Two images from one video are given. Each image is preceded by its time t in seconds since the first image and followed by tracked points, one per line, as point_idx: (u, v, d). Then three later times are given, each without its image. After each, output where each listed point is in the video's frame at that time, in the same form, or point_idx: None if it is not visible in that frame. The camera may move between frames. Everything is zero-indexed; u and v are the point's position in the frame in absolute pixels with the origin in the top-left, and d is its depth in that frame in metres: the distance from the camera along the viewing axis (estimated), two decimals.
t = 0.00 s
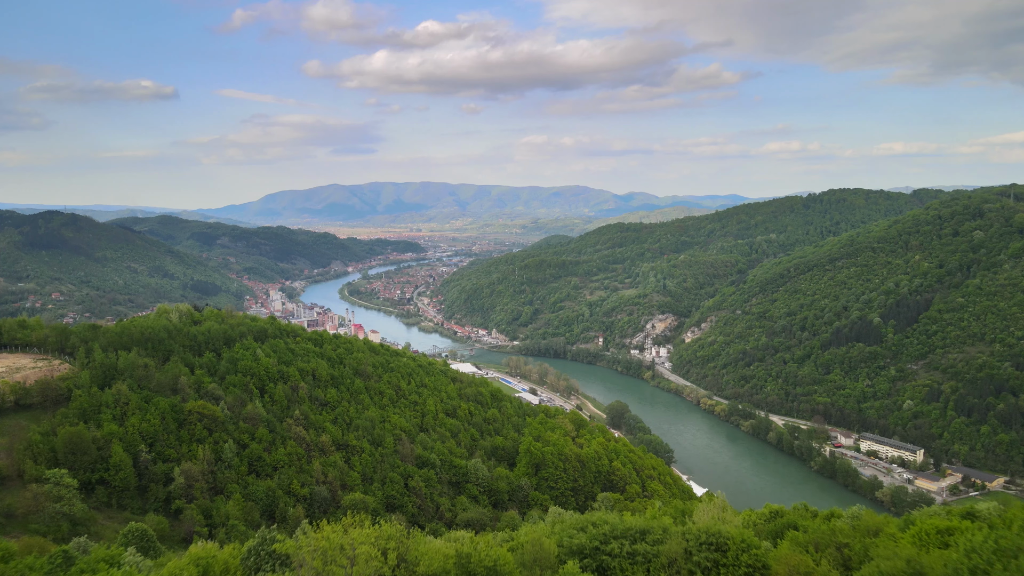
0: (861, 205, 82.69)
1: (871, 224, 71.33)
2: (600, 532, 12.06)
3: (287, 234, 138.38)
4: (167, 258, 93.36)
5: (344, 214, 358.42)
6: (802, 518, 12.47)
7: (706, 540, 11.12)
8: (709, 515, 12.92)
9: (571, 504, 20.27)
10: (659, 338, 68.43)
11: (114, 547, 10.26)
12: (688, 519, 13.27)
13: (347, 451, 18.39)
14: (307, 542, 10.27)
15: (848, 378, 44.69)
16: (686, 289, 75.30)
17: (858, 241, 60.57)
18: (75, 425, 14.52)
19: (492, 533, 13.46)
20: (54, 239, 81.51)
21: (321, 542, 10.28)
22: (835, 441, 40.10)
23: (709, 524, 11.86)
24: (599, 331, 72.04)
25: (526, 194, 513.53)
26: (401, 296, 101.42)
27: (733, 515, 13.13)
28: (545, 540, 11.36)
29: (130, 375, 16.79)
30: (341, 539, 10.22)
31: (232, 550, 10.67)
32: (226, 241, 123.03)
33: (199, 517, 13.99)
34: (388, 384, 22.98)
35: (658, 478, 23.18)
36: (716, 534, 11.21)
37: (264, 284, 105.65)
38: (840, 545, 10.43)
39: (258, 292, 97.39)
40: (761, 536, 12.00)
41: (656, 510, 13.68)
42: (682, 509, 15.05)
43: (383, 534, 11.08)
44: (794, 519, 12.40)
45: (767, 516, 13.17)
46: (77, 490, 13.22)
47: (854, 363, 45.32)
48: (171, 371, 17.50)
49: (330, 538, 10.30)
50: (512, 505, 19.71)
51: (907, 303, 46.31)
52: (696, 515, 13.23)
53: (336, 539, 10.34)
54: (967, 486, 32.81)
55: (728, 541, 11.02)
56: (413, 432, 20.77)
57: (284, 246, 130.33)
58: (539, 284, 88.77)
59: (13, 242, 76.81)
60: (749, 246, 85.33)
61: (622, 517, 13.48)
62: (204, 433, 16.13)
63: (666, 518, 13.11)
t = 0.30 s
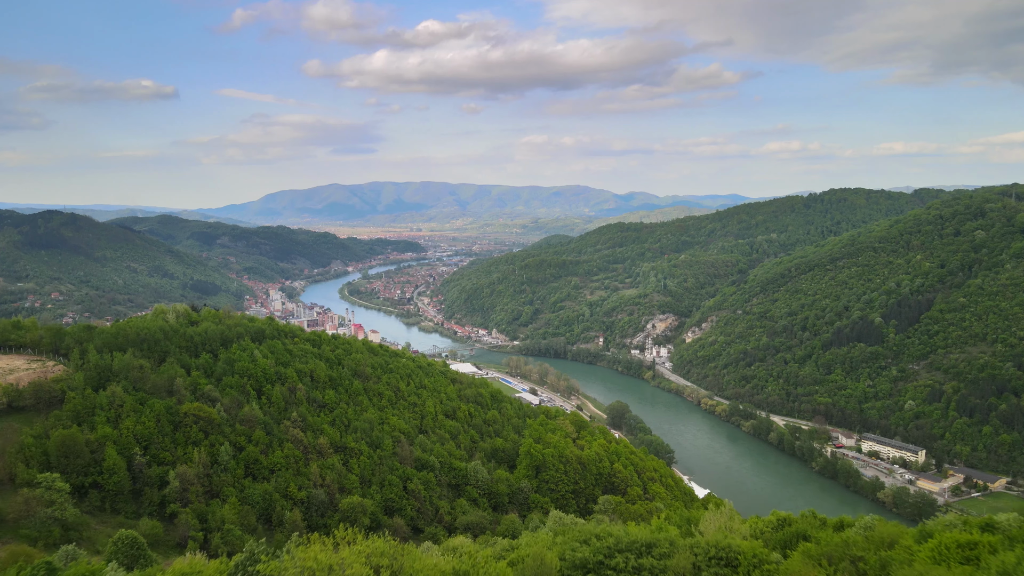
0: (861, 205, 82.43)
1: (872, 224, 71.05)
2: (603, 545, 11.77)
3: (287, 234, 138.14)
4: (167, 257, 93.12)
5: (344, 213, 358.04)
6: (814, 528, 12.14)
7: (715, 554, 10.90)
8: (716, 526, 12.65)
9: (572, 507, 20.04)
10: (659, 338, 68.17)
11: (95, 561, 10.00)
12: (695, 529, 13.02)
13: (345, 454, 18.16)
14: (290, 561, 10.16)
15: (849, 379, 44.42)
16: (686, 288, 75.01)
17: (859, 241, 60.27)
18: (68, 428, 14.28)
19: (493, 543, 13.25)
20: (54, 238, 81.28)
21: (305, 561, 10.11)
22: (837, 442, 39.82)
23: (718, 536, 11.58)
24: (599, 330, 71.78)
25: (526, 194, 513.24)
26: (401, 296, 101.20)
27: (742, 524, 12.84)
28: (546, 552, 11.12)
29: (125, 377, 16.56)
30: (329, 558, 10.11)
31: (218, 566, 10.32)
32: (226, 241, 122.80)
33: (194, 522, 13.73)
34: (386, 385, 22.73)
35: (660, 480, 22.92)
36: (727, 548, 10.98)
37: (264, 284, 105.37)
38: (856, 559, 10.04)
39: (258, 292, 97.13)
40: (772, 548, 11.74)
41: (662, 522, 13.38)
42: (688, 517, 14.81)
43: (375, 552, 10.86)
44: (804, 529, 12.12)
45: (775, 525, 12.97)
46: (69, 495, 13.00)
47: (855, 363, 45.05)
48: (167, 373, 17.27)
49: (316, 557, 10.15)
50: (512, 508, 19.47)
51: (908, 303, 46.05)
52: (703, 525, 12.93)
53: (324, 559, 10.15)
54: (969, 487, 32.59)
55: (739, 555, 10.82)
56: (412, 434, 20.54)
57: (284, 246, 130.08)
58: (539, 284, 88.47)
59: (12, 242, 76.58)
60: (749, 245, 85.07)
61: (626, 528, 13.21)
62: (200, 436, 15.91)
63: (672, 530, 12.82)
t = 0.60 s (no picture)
0: (862, 205, 82.14)
1: (873, 224, 70.71)
2: (608, 560, 11.52)
3: (287, 233, 137.87)
4: (166, 257, 92.88)
5: (344, 213, 357.60)
6: (825, 539, 11.83)
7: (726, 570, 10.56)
8: (724, 537, 12.35)
9: (573, 510, 19.84)
10: (660, 338, 67.89)
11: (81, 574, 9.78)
12: (703, 540, 12.77)
13: (343, 456, 17.90)
14: None
15: (851, 379, 44.13)
16: (687, 288, 74.73)
17: (860, 240, 59.90)
18: (61, 431, 14.05)
19: (494, 556, 13.03)
20: (53, 238, 81.04)
21: None
22: (838, 442, 39.57)
23: (727, 550, 11.28)
24: (600, 330, 71.49)
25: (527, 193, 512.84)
26: (402, 296, 100.93)
27: (750, 534, 12.60)
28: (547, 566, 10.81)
29: (120, 379, 16.32)
30: None
31: None
32: (226, 241, 122.53)
33: (189, 526, 13.51)
34: (385, 386, 22.50)
35: (662, 482, 22.66)
36: (737, 564, 10.68)
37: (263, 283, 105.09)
38: (872, 574, 9.73)
39: (258, 292, 96.88)
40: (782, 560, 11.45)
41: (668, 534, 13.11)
42: (693, 526, 14.56)
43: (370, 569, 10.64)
44: (814, 539, 11.86)
45: (784, 534, 12.70)
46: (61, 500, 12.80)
47: (857, 364, 44.75)
48: (163, 375, 17.03)
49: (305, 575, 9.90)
50: (512, 511, 19.25)
51: (910, 303, 45.80)
52: (711, 535, 12.63)
53: None
54: (971, 488, 32.38)
55: (751, 570, 10.52)
56: (412, 436, 20.30)
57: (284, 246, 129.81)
58: (539, 284, 88.10)
59: (12, 242, 76.25)
60: (750, 245, 84.71)
61: (630, 540, 12.91)
62: (196, 439, 15.66)
63: (679, 543, 12.51)
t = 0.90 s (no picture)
0: (863, 204, 81.88)
1: (875, 223, 70.40)
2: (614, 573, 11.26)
3: (287, 233, 137.65)
4: (166, 257, 92.68)
5: (345, 212, 357.13)
6: (836, 551, 11.56)
7: None
8: (732, 548, 12.07)
9: (574, 512, 19.59)
10: (660, 338, 67.63)
11: None
12: (710, 551, 12.48)
13: (341, 459, 17.67)
14: None
15: (852, 379, 43.85)
16: (688, 288, 74.47)
17: (861, 240, 59.55)
18: (53, 434, 13.81)
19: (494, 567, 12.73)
20: (53, 238, 80.83)
21: None
22: (839, 443, 39.32)
23: (736, 564, 10.99)
24: (600, 330, 71.20)
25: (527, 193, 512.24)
26: (402, 295, 100.67)
27: (758, 544, 12.34)
28: None
29: (114, 381, 16.08)
30: None
31: None
32: (226, 241, 122.36)
33: (183, 531, 13.26)
34: (384, 388, 22.24)
35: (663, 484, 22.39)
36: None
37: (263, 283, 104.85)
38: None
39: (258, 292, 96.65)
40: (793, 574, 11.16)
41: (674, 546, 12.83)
42: (699, 534, 14.29)
43: None
44: (824, 549, 11.62)
45: (793, 545, 12.45)
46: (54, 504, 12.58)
47: (858, 364, 44.48)
48: (158, 377, 16.79)
49: None
50: (512, 514, 19.05)
51: (911, 303, 45.53)
52: (719, 545, 12.37)
53: None
54: (973, 489, 32.13)
55: None
56: (411, 438, 20.07)
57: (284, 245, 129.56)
58: (539, 284, 87.79)
59: (11, 241, 76.04)
60: (751, 245, 84.41)
61: (635, 552, 12.62)
62: (191, 442, 15.42)
63: (686, 555, 12.23)
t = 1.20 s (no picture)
0: (864, 204, 81.60)
1: (876, 223, 70.09)
2: None
3: (287, 233, 137.40)
4: (166, 256, 92.47)
5: (345, 212, 356.64)
6: (849, 563, 11.25)
7: None
8: (741, 560, 11.77)
9: (574, 515, 19.37)
10: (661, 338, 67.35)
11: None
12: (719, 563, 12.18)
13: (338, 461, 17.42)
14: None
15: (853, 379, 43.59)
16: (688, 288, 74.23)
17: (862, 240, 59.15)
18: (45, 437, 13.57)
19: None
20: (53, 237, 80.62)
21: None
22: (841, 443, 39.11)
23: None
24: (600, 330, 70.93)
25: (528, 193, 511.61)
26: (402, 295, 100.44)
27: (768, 554, 12.07)
28: None
29: (108, 383, 15.85)
30: None
31: None
32: (226, 240, 122.13)
33: (178, 536, 13.02)
34: (383, 389, 21.99)
35: (665, 487, 22.12)
36: None
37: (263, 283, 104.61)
38: None
39: (257, 291, 96.41)
40: None
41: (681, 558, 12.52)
42: (705, 543, 14.01)
43: None
44: (836, 561, 11.36)
45: (803, 556, 12.16)
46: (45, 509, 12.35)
47: (859, 364, 44.22)
48: (154, 378, 16.56)
49: None
50: (512, 517, 18.83)
51: (913, 303, 45.26)
52: (728, 556, 12.06)
53: None
54: (976, 489, 31.88)
55: None
56: (410, 440, 19.83)
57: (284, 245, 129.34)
58: (539, 283, 87.50)
59: (10, 241, 75.80)
60: (751, 245, 84.08)
61: (641, 564, 12.29)
62: (186, 445, 15.17)
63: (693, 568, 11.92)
